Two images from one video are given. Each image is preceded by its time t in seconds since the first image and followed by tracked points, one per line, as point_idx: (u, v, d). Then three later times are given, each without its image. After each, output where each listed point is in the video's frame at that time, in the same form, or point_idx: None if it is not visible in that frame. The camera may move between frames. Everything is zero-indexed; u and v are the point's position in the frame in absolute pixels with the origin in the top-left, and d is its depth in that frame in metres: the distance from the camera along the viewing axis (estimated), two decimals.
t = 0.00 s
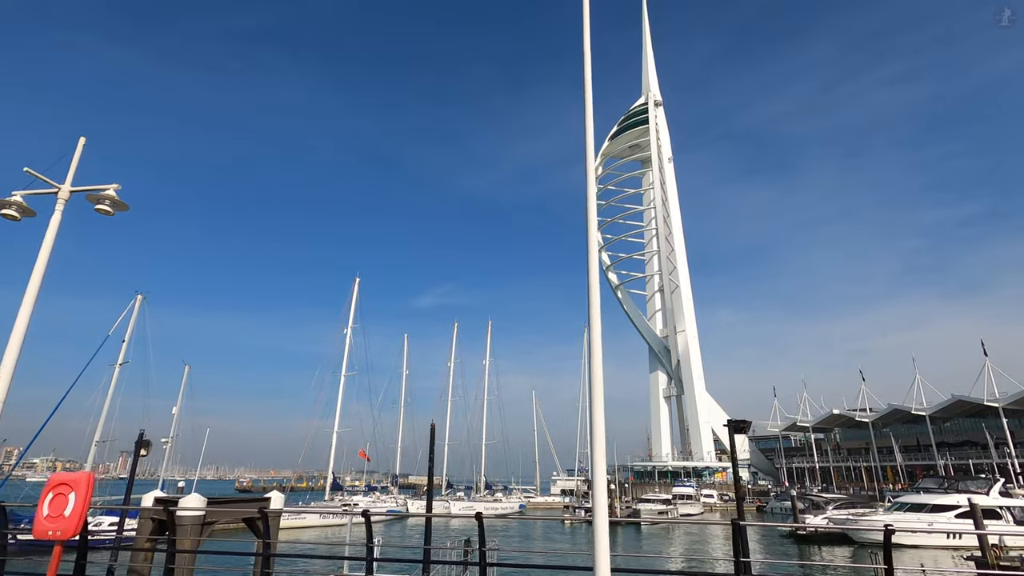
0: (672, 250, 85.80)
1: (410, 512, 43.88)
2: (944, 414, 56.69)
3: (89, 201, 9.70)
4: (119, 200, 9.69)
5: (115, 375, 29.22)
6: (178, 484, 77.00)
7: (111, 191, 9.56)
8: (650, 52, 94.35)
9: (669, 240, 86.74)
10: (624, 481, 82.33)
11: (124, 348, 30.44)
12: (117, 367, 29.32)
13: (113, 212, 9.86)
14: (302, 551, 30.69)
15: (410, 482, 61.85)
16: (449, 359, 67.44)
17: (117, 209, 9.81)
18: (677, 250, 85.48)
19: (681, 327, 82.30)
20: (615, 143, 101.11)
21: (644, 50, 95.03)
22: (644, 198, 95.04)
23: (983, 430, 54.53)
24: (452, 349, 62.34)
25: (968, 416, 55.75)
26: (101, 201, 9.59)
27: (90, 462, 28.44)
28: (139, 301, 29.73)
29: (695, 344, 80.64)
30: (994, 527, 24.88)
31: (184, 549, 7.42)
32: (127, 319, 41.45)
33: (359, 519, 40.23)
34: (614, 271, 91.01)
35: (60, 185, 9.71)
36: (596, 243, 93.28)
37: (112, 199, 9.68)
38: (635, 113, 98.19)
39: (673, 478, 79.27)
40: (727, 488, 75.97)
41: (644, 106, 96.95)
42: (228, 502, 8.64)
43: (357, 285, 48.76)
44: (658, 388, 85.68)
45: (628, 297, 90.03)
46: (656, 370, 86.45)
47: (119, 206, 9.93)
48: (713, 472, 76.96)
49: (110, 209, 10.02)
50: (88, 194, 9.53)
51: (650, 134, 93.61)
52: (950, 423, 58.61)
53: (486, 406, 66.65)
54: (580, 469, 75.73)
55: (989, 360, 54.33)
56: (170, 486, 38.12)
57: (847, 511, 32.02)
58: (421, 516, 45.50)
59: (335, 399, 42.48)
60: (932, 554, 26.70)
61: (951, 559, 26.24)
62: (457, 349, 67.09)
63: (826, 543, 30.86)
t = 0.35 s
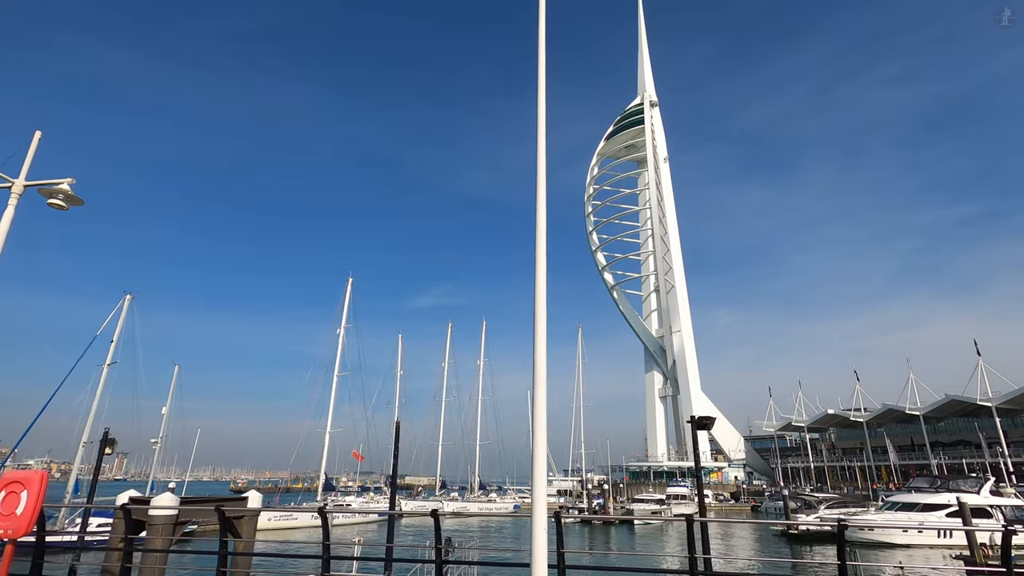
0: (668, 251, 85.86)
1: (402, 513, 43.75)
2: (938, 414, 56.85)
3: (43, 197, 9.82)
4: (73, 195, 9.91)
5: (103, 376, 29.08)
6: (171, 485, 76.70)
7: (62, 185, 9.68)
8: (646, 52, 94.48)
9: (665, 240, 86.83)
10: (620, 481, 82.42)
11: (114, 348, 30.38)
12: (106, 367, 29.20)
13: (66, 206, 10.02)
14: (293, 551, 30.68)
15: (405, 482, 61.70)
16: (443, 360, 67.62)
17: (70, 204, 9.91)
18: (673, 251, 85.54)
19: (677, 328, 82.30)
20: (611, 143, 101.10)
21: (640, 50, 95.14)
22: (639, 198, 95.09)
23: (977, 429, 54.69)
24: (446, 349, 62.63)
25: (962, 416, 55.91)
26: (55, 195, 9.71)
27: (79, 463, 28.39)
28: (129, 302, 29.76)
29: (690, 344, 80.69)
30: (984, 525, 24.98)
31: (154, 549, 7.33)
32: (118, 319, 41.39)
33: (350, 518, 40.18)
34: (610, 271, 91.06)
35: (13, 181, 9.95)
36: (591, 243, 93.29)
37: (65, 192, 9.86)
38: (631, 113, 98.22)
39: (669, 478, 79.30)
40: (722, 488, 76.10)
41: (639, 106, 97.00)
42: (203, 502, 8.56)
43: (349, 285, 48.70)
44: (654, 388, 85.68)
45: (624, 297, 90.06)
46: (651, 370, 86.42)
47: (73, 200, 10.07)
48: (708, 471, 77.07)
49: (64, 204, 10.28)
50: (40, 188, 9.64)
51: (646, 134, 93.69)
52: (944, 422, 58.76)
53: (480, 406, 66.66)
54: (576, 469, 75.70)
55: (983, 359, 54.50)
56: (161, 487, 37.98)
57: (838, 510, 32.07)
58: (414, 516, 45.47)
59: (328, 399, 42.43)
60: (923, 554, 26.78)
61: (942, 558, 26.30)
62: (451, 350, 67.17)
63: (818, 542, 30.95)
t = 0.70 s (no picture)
0: (663, 252, 85.91)
1: (396, 514, 43.64)
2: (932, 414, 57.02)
3: None
4: (27, 195, 9.67)
5: (89, 377, 28.83)
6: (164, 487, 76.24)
7: (15, 184, 9.45)
8: (642, 53, 94.70)
9: (660, 241, 86.92)
10: (615, 482, 82.38)
11: (100, 350, 30.12)
12: (92, 369, 28.96)
13: (20, 207, 9.78)
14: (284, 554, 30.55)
15: (399, 484, 61.44)
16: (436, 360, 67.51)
17: (21, 203, 9.65)
18: (669, 252, 85.60)
19: (672, 328, 82.33)
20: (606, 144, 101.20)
21: (636, 52, 95.36)
22: (635, 199, 95.18)
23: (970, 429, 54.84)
24: (441, 350, 62.62)
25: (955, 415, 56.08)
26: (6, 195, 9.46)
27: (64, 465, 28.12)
28: (116, 304, 29.59)
29: (686, 345, 80.70)
30: (974, 525, 25.06)
31: (125, 554, 7.22)
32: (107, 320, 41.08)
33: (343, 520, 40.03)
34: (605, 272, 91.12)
35: None
36: (587, 244, 93.35)
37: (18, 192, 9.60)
38: (626, 114, 98.41)
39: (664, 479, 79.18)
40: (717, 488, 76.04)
41: (635, 107, 97.14)
42: (177, 506, 8.46)
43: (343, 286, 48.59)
44: (650, 389, 85.65)
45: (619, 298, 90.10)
46: (647, 370, 86.38)
47: (27, 200, 9.82)
48: (703, 472, 76.99)
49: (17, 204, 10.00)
50: None
51: (641, 135, 93.87)
52: (938, 422, 58.93)
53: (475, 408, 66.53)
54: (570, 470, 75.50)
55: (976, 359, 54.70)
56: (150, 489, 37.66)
57: (830, 511, 32.06)
58: (408, 518, 45.39)
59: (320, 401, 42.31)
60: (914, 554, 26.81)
61: (932, 558, 26.34)
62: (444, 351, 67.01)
63: (810, 542, 30.94)
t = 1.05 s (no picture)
0: (658, 252, 86.05)
1: (389, 515, 43.53)
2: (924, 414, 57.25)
3: None
4: None
5: (77, 377, 28.74)
6: (157, 489, 75.80)
7: None
8: (637, 54, 94.88)
9: (655, 242, 87.06)
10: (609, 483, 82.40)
11: (89, 350, 29.97)
12: (80, 369, 28.80)
13: None
14: (274, 555, 30.45)
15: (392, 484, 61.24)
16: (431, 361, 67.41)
17: None
18: (663, 252, 85.72)
19: (666, 329, 82.48)
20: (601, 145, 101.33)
21: (631, 52, 95.56)
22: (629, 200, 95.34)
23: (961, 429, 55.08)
24: (434, 350, 62.56)
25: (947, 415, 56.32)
26: None
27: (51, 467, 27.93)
28: (105, 303, 29.52)
29: (680, 345, 80.77)
30: (962, 525, 25.17)
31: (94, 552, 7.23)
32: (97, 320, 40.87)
33: (334, 521, 39.90)
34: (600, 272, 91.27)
35: None
36: (582, 244, 93.50)
37: None
38: (621, 115, 98.56)
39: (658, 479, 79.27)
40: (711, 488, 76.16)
41: (630, 108, 97.27)
42: (151, 507, 8.45)
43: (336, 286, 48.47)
44: (644, 389, 85.79)
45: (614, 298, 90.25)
46: (641, 371, 86.47)
47: None
48: (698, 472, 77.08)
49: None
50: None
51: (636, 136, 94.03)
52: (930, 422, 59.19)
53: (469, 408, 66.43)
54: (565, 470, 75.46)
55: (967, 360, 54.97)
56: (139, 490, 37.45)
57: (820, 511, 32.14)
58: (400, 518, 45.29)
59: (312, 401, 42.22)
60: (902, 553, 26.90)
61: (920, 557, 26.44)
62: (438, 351, 66.94)
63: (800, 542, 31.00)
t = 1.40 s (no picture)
0: (653, 253, 86.06)
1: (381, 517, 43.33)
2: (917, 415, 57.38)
3: None
4: None
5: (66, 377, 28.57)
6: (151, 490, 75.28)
7: None
8: (633, 55, 94.96)
9: (650, 243, 87.10)
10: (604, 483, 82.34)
11: (77, 351, 29.76)
12: (68, 370, 28.60)
13: None
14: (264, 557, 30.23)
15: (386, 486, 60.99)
16: (426, 361, 67.26)
17: None
18: (658, 253, 85.73)
19: (662, 330, 82.50)
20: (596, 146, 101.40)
21: (627, 54, 95.69)
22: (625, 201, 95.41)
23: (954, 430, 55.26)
24: (429, 350, 62.38)
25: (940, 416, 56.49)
26: None
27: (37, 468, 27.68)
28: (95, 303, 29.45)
29: (675, 347, 80.74)
30: (951, 525, 25.25)
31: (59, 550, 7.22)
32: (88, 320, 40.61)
33: (326, 522, 39.70)
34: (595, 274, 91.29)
35: None
36: (577, 245, 93.51)
37: None
38: (617, 116, 98.61)
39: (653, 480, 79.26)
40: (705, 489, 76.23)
41: (626, 109, 97.33)
42: (124, 507, 8.38)
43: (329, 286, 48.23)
44: (639, 390, 85.82)
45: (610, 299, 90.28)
46: (637, 372, 86.49)
47: None
48: (693, 473, 77.05)
49: None
50: None
51: (632, 137, 94.08)
52: (923, 423, 59.36)
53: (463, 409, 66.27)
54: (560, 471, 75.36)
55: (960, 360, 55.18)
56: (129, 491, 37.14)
57: (812, 511, 32.17)
58: (393, 519, 45.05)
59: (304, 403, 41.98)
60: (893, 554, 26.94)
61: (911, 558, 26.47)
62: (432, 351, 66.74)
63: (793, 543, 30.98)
